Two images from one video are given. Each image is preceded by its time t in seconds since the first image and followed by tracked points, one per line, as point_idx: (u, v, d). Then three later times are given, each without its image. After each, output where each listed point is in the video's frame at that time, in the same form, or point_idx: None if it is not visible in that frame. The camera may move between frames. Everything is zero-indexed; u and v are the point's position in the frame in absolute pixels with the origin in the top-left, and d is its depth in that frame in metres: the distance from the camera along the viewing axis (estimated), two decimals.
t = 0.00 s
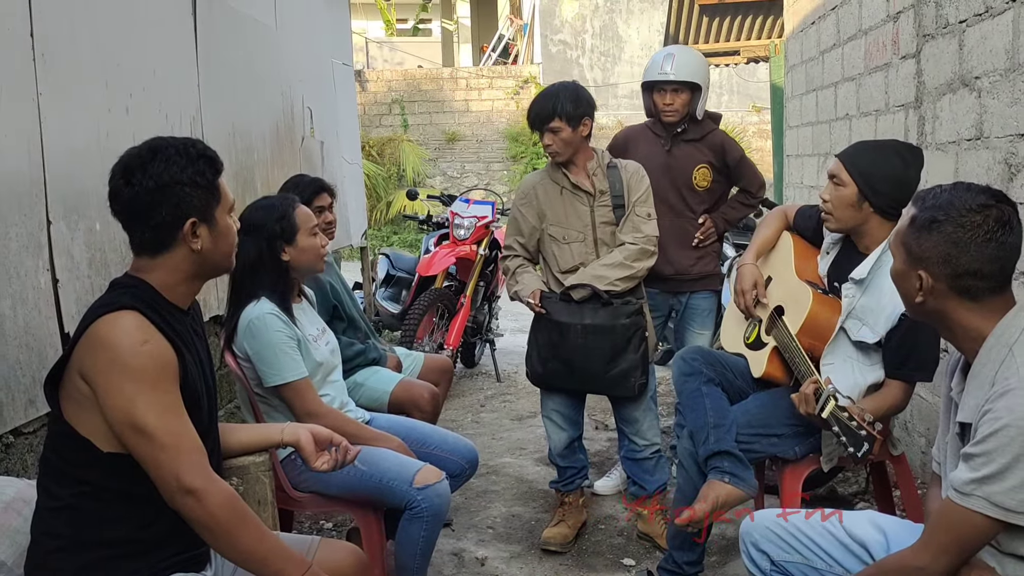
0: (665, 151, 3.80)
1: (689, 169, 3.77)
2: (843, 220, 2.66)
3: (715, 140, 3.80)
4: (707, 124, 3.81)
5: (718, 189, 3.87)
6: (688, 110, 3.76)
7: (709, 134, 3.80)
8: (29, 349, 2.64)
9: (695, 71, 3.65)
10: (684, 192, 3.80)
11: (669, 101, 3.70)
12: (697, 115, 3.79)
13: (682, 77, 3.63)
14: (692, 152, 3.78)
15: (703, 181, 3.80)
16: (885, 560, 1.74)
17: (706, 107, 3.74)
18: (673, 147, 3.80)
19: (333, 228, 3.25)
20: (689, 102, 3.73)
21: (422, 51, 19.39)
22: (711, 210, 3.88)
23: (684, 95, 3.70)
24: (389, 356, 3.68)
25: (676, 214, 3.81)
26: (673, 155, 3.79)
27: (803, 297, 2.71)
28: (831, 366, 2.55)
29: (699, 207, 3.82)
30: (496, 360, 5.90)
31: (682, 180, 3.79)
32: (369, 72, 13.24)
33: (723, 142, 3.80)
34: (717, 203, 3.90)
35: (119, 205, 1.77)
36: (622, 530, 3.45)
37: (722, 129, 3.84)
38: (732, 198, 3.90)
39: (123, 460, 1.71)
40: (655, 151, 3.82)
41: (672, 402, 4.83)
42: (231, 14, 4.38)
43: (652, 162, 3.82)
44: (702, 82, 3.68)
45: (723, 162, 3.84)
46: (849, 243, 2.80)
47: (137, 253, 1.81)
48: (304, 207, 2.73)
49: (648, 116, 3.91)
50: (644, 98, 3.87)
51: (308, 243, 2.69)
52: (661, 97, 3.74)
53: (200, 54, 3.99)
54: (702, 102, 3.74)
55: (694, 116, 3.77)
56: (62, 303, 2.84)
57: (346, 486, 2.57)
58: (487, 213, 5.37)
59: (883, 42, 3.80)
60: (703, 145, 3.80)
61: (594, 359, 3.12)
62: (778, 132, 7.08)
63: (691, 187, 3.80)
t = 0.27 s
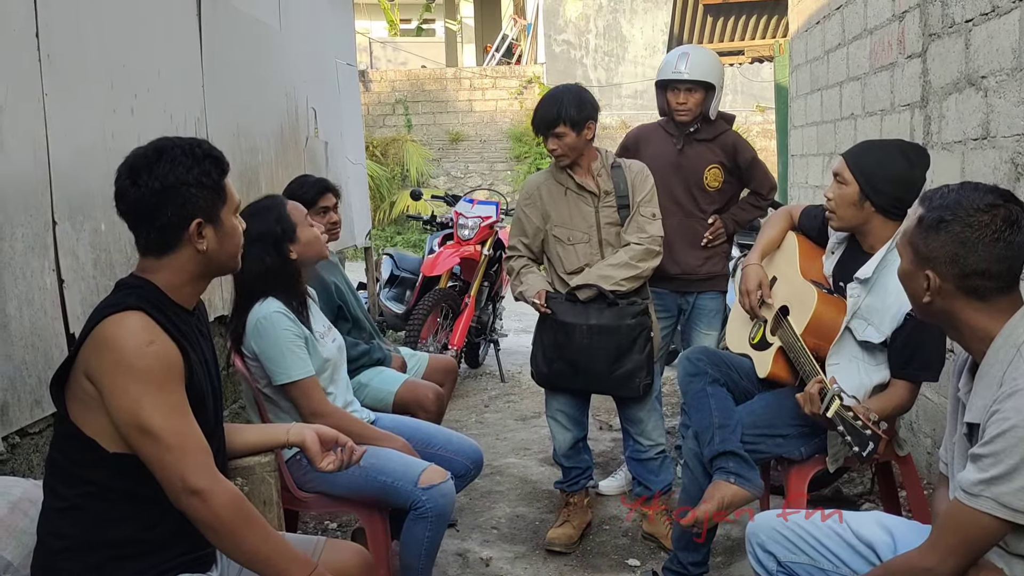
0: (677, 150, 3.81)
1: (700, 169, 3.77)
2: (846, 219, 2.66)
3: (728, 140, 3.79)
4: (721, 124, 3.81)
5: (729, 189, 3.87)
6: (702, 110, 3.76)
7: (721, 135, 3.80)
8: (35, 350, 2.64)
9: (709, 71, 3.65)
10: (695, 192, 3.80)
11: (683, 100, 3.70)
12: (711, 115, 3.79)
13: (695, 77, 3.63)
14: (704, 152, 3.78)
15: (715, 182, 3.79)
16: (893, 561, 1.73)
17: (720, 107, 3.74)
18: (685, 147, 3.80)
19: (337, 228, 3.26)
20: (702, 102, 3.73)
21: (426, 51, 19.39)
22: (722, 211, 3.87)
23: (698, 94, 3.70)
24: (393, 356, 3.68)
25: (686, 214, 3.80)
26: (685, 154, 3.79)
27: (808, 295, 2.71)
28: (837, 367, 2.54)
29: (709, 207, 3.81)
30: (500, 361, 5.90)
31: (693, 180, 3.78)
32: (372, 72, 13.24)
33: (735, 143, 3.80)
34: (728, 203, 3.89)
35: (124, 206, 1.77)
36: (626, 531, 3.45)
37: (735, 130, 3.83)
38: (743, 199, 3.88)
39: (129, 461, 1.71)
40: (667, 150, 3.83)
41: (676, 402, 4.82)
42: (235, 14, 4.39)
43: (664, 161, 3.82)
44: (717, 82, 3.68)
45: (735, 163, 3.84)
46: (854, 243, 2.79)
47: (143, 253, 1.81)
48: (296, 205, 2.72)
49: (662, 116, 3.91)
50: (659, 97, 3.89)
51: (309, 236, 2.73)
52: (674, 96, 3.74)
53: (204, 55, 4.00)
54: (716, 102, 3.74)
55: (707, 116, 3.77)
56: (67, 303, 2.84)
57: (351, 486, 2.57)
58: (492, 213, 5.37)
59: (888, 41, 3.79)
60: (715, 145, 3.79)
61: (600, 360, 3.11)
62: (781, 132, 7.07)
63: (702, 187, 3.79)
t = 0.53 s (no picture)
0: (681, 150, 3.81)
1: (705, 169, 3.77)
2: (846, 218, 2.65)
3: (733, 140, 3.79)
4: (725, 124, 3.81)
5: (733, 189, 3.86)
6: (705, 110, 3.76)
7: (726, 135, 3.80)
8: (36, 350, 2.64)
9: (714, 71, 3.64)
10: (700, 193, 3.80)
11: (687, 100, 3.70)
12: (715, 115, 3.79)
13: (700, 78, 3.62)
14: (708, 152, 3.77)
15: (719, 182, 3.80)
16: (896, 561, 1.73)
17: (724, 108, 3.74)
18: (689, 147, 3.80)
19: (339, 228, 3.26)
20: (707, 103, 3.73)
21: (426, 52, 19.39)
22: (726, 211, 3.87)
23: (703, 94, 3.70)
24: (394, 356, 3.68)
25: (690, 214, 3.80)
26: (689, 154, 3.79)
27: (809, 295, 2.71)
28: (839, 367, 2.54)
29: (714, 208, 3.81)
30: (501, 361, 5.90)
31: (697, 180, 3.79)
32: (373, 72, 13.24)
33: (740, 144, 3.79)
34: (732, 203, 3.89)
35: (127, 206, 1.76)
36: (628, 531, 3.45)
37: (740, 131, 3.83)
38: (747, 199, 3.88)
39: (131, 461, 1.71)
40: (672, 150, 3.82)
41: (677, 402, 4.82)
42: (237, 14, 4.39)
43: (668, 161, 3.82)
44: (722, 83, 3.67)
45: (739, 163, 3.84)
46: (856, 243, 2.79)
47: (145, 253, 1.81)
48: (291, 204, 2.70)
49: (666, 116, 3.91)
50: (663, 98, 3.91)
51: (303, 240, 2.65)
52: (679, 96, 3.74)
53: (205, 55, 4.00)
54: (721, 103, 3.74)
55: (712, 116, 3.77)
56: (69, 303, 2.84)
57: (352, 486, 2.57)
58: (493, 213, 5.37)
59: (889, 41, 3.79)
60: (719, 145, 3.79)
61: (602, 361, 3.11)
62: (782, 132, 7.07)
63: (706, 188, 3.80)
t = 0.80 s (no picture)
0: (682, 150, 3.81)
1: (706, 168, 3.77)
2: (848, 218, 2.65)
3: (734, 140, 3.80)
4: (726, 124, 3.81)
5: (734, 189, 3.86)
6: (706, 110, 3.76)
7: (727, 134, 3.80)
8: (38, 349, 2.64)
9: (714, 70, 3.64)
10: (701, 192, 3.80)
11: (688, 100, 3.71)
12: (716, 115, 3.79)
13: (700, 77, 3.63)
14: (709, 151, 3.78)
15: (720, 181, 3.80)
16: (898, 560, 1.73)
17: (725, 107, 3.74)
18: (690, 147, 3.80)
19: (340, 227, 3.26)
20: (707, 102, 3.74)
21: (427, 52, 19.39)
22: (727, 211, 3.87)
23: (703, 94, 3.70)
24: (396, 356, 3.68)
25: (691, 214, 3.80)
26: (690, 154, 3.79)
27: (811, 294, 2.72)
28: (840, 367, 2.55)
29: (715, 207, 3.81)
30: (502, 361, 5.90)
31: (699, 179, 3.79)
32: (374, 72, 13.25)
33: (741, 143, 3.80)
34: (733, 202, 3.89)
35: (131, 205, 1.77)
36: (629, 530, 3.45)
37: (740, 130, 3.83)
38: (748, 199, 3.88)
39: (134, 460, 1.72)
40: (672, 149, 3.82)
41: (678, 402, 4.82)
42: (238, 14, 4.39)
43: (669, 161, 3.83)
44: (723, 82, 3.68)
45: (740, 163, 3.84)
46: (858, 243, 2.79)
47: (148, 252, 1.81)
48: (306, 206, 2.72)
49: (666, 116, 3.92)
50: (664, 97, 3.92)
51: (313, 242, 2.68)
52: (679, 95, 3.75)
53: (207, 54, 4.00)
54: (721, 103, 3.75)
55: (712, 115, 3.77)
56: (70, 303, 2.84)
57: (354, 485, 2.57)
58: (494, 213, 5.38)
59: (891, 41, 3.79)
60: (720, 144, 3.79)
61: (602, 361, 3.12)
62: (782, 133, 7.07)
63: (707, 187, 3.80)
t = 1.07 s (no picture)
0: (681, 151, 3.81)
1: (706, 169, 3.77)
2: (848, 219, 2.66)
3: (733, 140, 3.80)
4: (726, 125, 3.82)
5: (734, 189, 3.86)
6: (706, 110, 3.76)
7: (727, 135, 3.81)
8: (39, 348, 2.65)
9: (714, 71, 3.64)
10: (702, 193, 3.80)
11: (688, 100, 3.71)
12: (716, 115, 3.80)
13: (700, 78, 3.62)
14: (709, 152, 3.78)
15: (720, 182, 3.80)
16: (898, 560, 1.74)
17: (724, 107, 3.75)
18: (690, 147, 3.80)
19: (341, 227, 3.26)
20: (707, 103, 3.74)
21: (428, 52, 19.39)
22: (727, 212, 3.87)
23: (703, 94, 3.71)
24: (396, 356, 3.68)
25: (691, 214, 3.81)
26: (690, 154, 3.79)
27: (812, 294, 2.72)
28: (840, 368, 2.55)
29: (715, 208, 3.81)
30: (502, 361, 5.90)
31: (699, 179, 3.79)
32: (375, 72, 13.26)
33: (741, 144, 3.80)
34: (733, 202, 3.90)
35: (132, 205, 1.77)
36: (628, 531, 3.45)
37: (740, 131, 3.84)
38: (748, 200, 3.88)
39: (135, 459, 1.72)
40: (672, 150, 3.83)
41: (678, 403, 4.83)
42: (240, 14, 4.40)
43: (669, 162, 3.83)
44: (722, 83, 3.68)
45: (740, 163, 3.84)
46: (858, 244, 2.79)
47: (150, 251, 1.82)
48: (312, 207, 2.74)
49: (666, 117, 3.92)
50: (664, 98, 3.92)
51: (317, 244, 2.70)
52: (679, 95, 3.75)
53: (208, 54, 4.00)
54: (721, 103, 3.75)
55: (712, 116, 3.78)
56: (71, 302, 2.85)
57: (354, 485, 2.58)
58: (495, 213, 5.38)
59: (891, 42, 3.79)
60: (720, 145, 3.79)
61: (602, 362, 3.13)
62: (783, 134, 7.08)
63: (707, 187, 3.80)
